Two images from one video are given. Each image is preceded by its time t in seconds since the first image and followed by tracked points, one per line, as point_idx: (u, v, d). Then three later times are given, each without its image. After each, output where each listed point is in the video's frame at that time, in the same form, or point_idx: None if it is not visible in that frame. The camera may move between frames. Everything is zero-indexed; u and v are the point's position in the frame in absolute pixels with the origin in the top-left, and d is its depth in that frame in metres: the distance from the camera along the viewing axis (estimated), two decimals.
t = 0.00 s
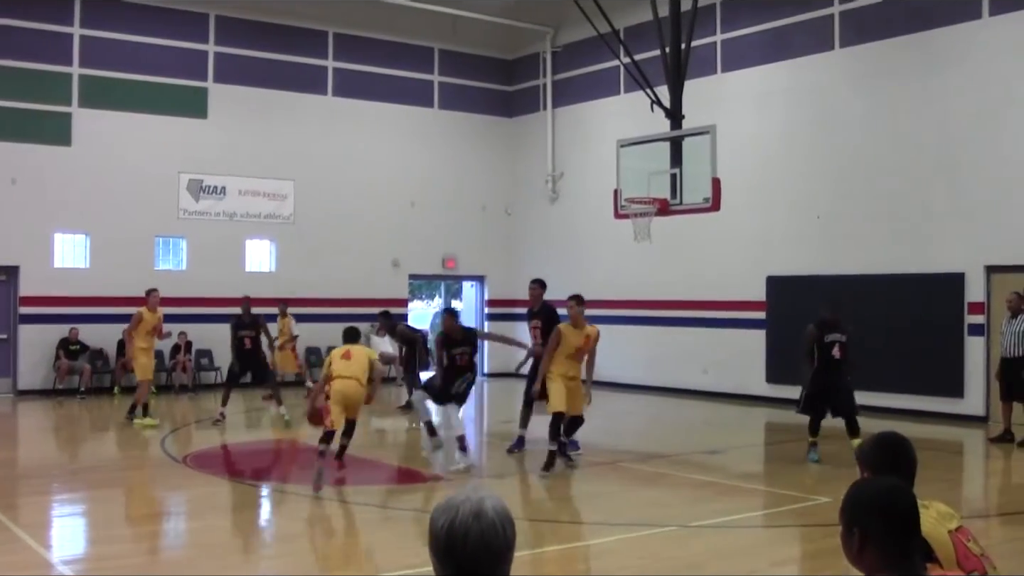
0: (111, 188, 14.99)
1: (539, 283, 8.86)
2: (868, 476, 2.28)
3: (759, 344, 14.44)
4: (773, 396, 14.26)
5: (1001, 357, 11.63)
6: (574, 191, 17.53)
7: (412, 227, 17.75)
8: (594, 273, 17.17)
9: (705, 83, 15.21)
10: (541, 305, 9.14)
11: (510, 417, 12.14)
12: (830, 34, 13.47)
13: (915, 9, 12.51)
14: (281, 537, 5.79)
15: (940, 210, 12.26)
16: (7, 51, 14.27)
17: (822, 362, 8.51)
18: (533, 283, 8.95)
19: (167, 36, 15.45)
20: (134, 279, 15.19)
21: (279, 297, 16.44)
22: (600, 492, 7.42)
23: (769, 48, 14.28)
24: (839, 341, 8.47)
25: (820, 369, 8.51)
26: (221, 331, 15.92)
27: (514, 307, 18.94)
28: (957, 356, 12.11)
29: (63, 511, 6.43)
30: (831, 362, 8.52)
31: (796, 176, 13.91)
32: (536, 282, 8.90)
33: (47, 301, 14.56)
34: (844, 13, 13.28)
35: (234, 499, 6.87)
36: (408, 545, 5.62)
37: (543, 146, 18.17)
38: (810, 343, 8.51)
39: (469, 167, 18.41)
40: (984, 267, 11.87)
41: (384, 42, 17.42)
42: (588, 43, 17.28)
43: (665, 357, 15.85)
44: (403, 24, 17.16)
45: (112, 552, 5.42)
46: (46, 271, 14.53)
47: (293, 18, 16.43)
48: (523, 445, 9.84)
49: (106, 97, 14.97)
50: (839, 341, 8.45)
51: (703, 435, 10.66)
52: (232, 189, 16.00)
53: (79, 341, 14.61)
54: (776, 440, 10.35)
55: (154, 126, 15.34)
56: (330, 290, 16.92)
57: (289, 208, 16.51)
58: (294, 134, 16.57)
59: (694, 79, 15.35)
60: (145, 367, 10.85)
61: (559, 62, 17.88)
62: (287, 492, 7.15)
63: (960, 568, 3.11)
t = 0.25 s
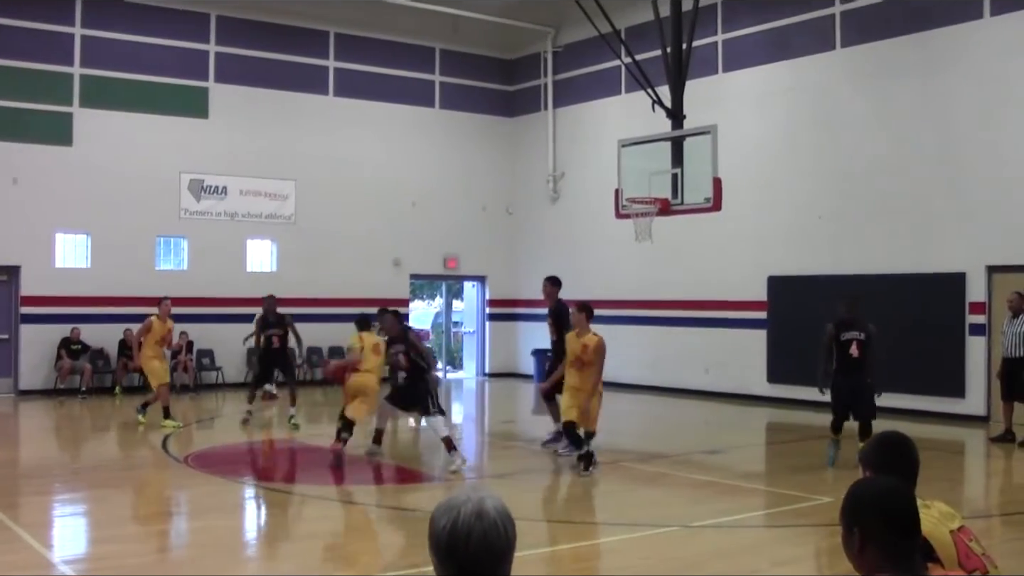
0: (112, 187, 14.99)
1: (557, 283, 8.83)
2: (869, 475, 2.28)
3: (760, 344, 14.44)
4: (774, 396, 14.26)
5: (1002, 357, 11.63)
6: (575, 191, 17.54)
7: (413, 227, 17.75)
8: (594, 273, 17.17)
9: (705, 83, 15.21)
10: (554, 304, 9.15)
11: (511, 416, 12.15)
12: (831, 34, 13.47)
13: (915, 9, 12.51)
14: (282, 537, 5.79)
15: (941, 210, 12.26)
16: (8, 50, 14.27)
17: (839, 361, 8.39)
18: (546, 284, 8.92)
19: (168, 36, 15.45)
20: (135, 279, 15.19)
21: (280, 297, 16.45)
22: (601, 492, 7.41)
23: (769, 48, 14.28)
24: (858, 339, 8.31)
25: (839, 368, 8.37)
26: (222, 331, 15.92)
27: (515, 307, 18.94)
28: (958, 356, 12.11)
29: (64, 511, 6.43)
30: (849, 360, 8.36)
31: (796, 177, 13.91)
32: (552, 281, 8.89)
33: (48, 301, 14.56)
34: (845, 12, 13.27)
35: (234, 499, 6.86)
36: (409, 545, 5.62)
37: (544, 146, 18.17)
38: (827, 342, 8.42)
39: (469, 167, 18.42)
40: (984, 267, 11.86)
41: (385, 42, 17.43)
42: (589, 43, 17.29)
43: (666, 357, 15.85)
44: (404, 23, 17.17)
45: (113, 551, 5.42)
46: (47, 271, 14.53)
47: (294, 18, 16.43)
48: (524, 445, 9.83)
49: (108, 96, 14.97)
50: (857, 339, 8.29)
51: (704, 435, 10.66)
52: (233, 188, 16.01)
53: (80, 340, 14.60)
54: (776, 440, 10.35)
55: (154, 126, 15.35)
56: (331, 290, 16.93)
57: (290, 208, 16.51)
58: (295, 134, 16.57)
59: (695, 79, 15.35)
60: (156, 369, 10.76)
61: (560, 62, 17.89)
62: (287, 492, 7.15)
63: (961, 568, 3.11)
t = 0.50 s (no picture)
0: (116, 186, 15.00)
1: (575, 288, 8.83)
2: (870, 477, 2.28)
3: (764, 343, 14.43)
4: (779, 395, 14.25)
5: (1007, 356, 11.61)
6: (580, 190, 17.54)
7: (417, 227, 17.75)
8: (599, 273, 17.16)
9: (710, 83, 15.20)
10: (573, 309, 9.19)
11: (516, 416, 12.15)
12: (835, 33, 13.46)
13: (920, 9, 12.49)
14: (287, 537, 5.79)
15: (945, 209, 12.25)
16: (13, 50, 14.28)
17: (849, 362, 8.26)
18: (564, 287, 8.91)
19: (173, 35, 15.45)
20: (139, 279, 15.20)
21: (284, 297, 16.45)
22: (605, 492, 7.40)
23: (774, 48, 14.27)
24: (868, 339, 8.20)
25: (850, 369, 8.27)
26: (226, 331, 15.92)
27: (520, 307, 18.94)
28: (962, 356, 12.10)
29: (69, 511, 6.43)
30: (859, 362, 8.23)
31: (801, 177, 13.90)
32: (569, 284, 8.89)
33: (52, 300, 14.57)
34: (849, 12, 13.26)
35: (240, 499, 6.87)
36: (413, 545, 5.62)
37: (549, 146, 18.17)
38: (837, 344, 8.31)
39: (474, 166, 18.41)
40: (989, 266, 11.85)
41: (389, 42, 17.43)
42: (594, 43, 17.28)
43: (670, 356, 15.84)
44: (408, 22, 17.17)
45: (117, 551, 5.42)
46: (51, 270, 14.54)
47: (299, 18, 16.43)
48: (529, 445, 9.82)
49: (112, 96, 14.98)
50: (867, 339, 8.19)
51: (709, 435, 10.64)
52: (237, 188, 16.01)
53: (85, 340, 14.60)
54: (780, 440, 10.33)
55: (159, 126, 15.35)
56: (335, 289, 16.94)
57: (295, 207, 16.52)
58: (299, 133, 16.57)
59: (700, 78, 15.33)
60: (160, 368, 10.73)
61: (564, 62, 17.88)
62: (292, 492, 7.15)
63: (965, 568, 3.11)
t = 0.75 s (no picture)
0: (123, 187, 15.03)
1: (593, 284, 8.84)
2: (874, 480, 2.28)
3: (771, 344, 14.41)
4: (785, 395, 14.24)
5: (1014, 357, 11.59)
6: (587, 191, 17.54)
7: (424, 227, 17.76)
8: (606, 273, 17.16)
9: (716, 84, 15.19)
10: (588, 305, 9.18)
11: (523, 416, 12.16)
12: (842, 34, 13.44)
13: (927, 9, 12.48)
14: (293, 537, 5.80)
15: (952, 210, 12.23)
16: (20, 51, 14.32)
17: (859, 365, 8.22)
18: (580, 284, 8.91)
19: (180, 36, 15.48)
20: (146, 279, 15.22)
21: (291, 297, 16.47)
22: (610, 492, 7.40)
23: (780, 48, 14.27)
24: (876, 342, 8.14)
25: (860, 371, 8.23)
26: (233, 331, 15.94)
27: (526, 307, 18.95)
28: (969, 357, 12.08)
29: (76, 511, 6.45)
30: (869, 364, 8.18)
31: (808, 177, 13.89)
32: (585, 281, 8.90)
33: (60, 301, 14.59)
34: (856, 12, 13.25)
35: (247, 499, 6.88)
36: (419, 545, 5.63)
37: (556, 146, 18.17)
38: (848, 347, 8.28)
39: (481, 167, 18.42)
40: (996, 267, 11.83)
41: (395, 43, 17.44)
42: (600, 43, 17.28)
43: (677, 357, 15.84)
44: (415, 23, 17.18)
45: (124, 551, 5.43)
46: (58, 271, 14.57)
47: (305, 19, 16.45)
48: (536, 445, 9.82)
49: (119, 97, 15.01)
50: (874, 341, 8.13)
51: (716, 435, 10.63)
52: (244, 189, 16.03)
53: (93, 340, 14.63)
54: (788, 440, 10.32)
55: (166, 127, 15.38)
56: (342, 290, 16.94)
57: (302, 208, 16.53)
58: (306, 134, 16.59)
59: (706, 79, 15.33)
60: (155, 371, 10.72)
61: (571, 63, 17.88)
62: (299, 492, 7.16)
63: (972, 568, 3.11)
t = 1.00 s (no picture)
0: (127, 186, 15.04)
1: (603, 283, 8.85)
2: (878, 478, 2.28)
3: (776, 343, 14.40)
4: (790, 395, 14.22)
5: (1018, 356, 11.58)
6: (591, 190, 17.54)
7: (427, 227, 17.76)
8: (609, 273, 17.14)
9: (720, 83, 15.18)
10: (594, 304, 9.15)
11: (528, 416, 12.16)
12: (846, 34, 13.43)
13: (931, 8, 12.47)
14: (298, 537, 5.79)
15: (956, 209, 12.21)
16: (24, 50, 14.32)
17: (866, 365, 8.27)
18: (589, 284, 8.90)
19: (184, 36, 15.48)
20: (150, 279, 15.23)
21: (295, 297, 16.47)
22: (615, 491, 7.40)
23: (784, 48, 14.26)
24: (881, 341, 8.18)
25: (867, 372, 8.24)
26: (237, 330, 15.95)
27: (530, 306, 18.94)
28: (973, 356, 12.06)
29: (80, 511, 6.45)
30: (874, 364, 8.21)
31: (811, 176, 13.88)
32: (594, 280, 8.90)
33: (64, 300, 14.60)
34: (860, 12, 13.23)
35: (251, 499, 6.87)
36: (423, 545, 5.63)
37: (559, 146, 18.17)
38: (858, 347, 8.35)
39: (485, 166, 18.42)
40: (1000, 266, 11.81)
41: (399, 42, 17.44)
42: (604, 42, 17.28)
43: (681, 356, 15.83)
44: (419, 23, 17.18)
45: (129, 551, 5.43)
46: (62, 270, 14.57)
47: (309, 19, 16.45)
48: (540, 445, 9.82)
49: (123, 96, 15.01)
50: (879, 340, 8.18)
51: (719, 435, 10.62)
52: (248, 188, 16.04)
53: (97, 340, 14.65)
54: (792, 440, 10.31)
55: (170, 126, 15.38)
56: (346, 289, 16.94)
57: (306, 207, 16.54)
58: (310, 134, 16.59)
59: (710, 79, 15.32)
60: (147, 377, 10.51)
61: (575, 62, 17.88)
62: (303, 492, 7.16)
63: (977, 568, 3.10)
